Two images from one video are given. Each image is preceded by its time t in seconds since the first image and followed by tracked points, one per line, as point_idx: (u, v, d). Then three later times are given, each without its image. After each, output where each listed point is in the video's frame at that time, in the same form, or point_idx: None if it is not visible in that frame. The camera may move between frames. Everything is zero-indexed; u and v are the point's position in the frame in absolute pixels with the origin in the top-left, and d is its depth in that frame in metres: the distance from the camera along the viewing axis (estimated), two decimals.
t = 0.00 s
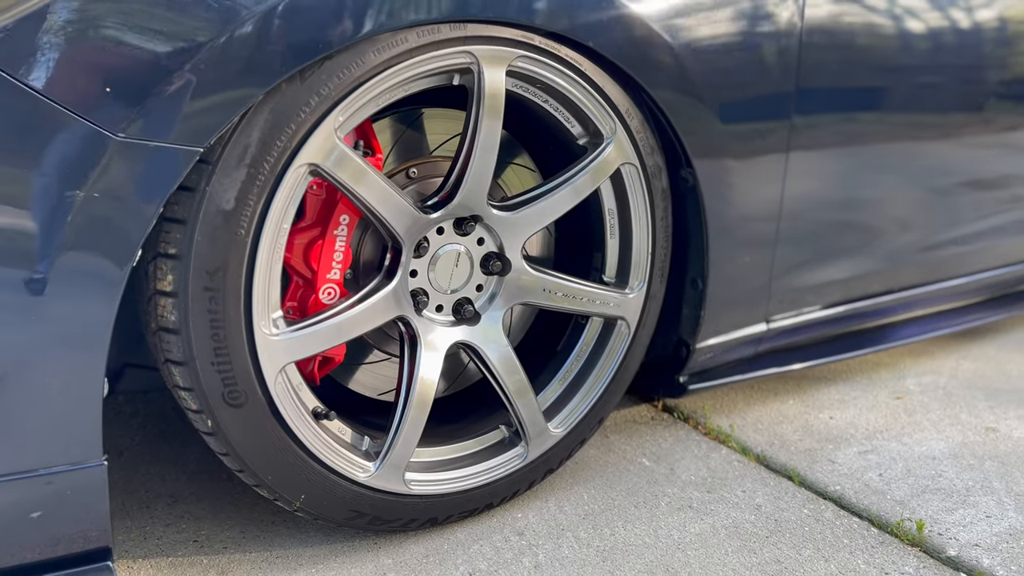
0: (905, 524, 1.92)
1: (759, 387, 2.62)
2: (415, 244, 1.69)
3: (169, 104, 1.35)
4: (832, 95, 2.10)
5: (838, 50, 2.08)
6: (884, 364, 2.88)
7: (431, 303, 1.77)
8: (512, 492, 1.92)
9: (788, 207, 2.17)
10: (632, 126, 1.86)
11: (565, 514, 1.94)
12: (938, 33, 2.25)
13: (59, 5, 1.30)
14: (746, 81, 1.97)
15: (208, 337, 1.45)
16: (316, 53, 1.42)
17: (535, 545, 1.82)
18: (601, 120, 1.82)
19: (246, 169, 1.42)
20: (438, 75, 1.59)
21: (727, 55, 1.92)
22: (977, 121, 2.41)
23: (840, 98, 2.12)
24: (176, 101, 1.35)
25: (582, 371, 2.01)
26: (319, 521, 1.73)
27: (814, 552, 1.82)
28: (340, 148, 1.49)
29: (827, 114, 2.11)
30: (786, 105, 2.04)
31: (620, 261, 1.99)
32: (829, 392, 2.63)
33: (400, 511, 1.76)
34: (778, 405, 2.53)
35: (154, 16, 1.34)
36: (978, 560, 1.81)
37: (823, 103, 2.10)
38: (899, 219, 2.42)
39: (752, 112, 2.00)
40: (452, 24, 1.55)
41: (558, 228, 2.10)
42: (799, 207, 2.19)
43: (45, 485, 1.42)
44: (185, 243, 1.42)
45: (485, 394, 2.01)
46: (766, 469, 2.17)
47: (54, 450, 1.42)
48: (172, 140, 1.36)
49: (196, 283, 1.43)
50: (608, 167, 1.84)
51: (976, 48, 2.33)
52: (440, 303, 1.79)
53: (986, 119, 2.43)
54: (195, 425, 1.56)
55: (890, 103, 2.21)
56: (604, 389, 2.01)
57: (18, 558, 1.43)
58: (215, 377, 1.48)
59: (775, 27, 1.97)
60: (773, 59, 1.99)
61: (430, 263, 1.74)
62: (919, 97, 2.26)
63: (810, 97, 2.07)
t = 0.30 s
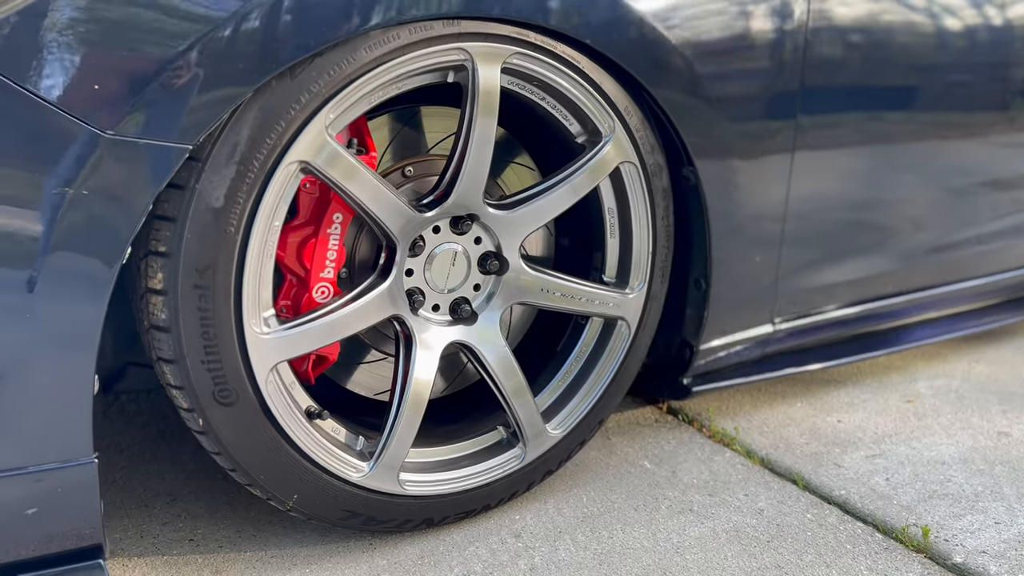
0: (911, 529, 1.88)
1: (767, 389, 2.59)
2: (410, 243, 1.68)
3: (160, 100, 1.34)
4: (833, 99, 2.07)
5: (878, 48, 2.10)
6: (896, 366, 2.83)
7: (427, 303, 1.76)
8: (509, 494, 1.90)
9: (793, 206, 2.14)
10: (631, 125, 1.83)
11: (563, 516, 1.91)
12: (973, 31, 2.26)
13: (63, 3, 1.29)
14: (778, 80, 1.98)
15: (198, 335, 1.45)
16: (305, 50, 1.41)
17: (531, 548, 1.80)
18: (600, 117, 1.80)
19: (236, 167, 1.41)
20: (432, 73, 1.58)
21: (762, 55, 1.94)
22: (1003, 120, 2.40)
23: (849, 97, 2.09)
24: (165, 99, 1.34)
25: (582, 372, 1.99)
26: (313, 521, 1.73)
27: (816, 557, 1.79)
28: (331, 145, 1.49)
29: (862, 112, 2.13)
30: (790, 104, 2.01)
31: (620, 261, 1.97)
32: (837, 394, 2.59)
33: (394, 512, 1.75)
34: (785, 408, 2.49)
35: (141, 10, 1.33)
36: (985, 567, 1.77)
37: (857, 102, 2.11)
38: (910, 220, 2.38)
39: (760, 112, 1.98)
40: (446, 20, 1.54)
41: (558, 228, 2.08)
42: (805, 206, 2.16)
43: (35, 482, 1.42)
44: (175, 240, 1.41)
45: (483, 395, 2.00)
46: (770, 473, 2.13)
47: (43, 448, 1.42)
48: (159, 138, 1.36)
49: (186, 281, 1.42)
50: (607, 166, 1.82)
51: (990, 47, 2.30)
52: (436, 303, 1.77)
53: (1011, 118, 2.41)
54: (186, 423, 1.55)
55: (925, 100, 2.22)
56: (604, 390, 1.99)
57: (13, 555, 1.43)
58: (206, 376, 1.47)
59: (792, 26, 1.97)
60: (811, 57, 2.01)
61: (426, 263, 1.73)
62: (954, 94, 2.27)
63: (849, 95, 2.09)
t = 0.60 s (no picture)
0: (915, 536, 1.84)
1: (774, 393, 2.55)
2: (403, 243, 1.67)
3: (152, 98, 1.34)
4: (856, 96, 2.07)
5: (912, 48, 2.13)
6: (908, 369, 2.78)
7: (422, 303, 1.74)
8: (505, 497, 1.88)
9: (799, 206, 2.11)
10: (629, 124, 1.81)
11: (560, 520, 1.89)
12: (1006, 28, 2.27)
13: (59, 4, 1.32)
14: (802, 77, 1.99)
15: (186, 335, 1.44)
16: (293, 47, 1.40)
17: (526, 552, 1.78)
18: (596, 116, 1.77)
19: (223, 166, 1.40)
20: (423, 71, 1.56)
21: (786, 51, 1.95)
22: None
23: (857, 96, 2.07)
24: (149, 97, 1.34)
25: (580, 373, 1.96)
26: (306, 522, 1.72)
27: (817, 564, 1.75)
28: (320, 144, 1.47)
29: (888, 111, 2.13)
30: (795, 103, 1.99)
31: (619, 262, 1.94)
32: (846, 398, 2.55)
33: (388, 514, 1.73)
34: (792, 411, 2.45)
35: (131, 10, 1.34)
36: None
37: (885, 100, 2.12)
38: (920, 221, 2.34)
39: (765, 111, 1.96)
40: (438, 18, 1.52)
41: (557, 228, 2.06)
42: (811, 206, 2.13)
43: (24, 481, 1.42)
44: (163, 240, 1.41)
45: (481, 397, 1.98)
46: (774, 477, 2.10)
47: (32, 447, 1.42)
48: (145, 136, 1.35)
49: (174, 281, 1.42)
50: (605, 165, 1.80)
51: (1013, 46, 2.29)
52: (431, 303, 1.76)
53: None
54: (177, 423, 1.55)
55: (953, 100, 2.23)
56: (603, 392, 1.96)
57: (6, 553, 1.44)
58: (195, 376, 1.47)
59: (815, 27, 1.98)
60: (842, 57, 2.03)
61: (420, 262, 1.71)
62: (981, 93, 2.27)
63: (883, 95, 2.11)
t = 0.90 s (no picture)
0: (923, 542, 1.81)
1: (784, 395, 2.51)
2: (400, 241, 1.66)
3: (148, 95, 1.34)
4: (886, 93, 2.06)
5: (946, 45, 2.12)
6: (923, 372, 2.73)
7: (420, 302, 1.73)
8: (504, 498, 1.87)
9: (809, 205, 2.08)
10: (630, 121, 1.79)
11: (560, 522, 1.87)
12: None
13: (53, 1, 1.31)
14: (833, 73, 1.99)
15: (178, 333, 1.44)
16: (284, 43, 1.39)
17: (525, 554, 1.76)
18: (596, 113, 1.75)
19: (214, 163, 1.40)
20: (419, 68, 1.55)
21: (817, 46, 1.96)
22: None
23: (870, 93, 2.04)
24: (141, 94, 1.34)
25: (581, 374, 1.94)
26: (302, 522, 1.71)
27: (821, 569, 1.72)
28: (312, 141, 1.47)
29: (918, 109, 2.12)
30: (806, 100, 1.97)
31: (621, 261, 1.92)
32: (858, 401, 2.50)
33: (384, 515, 1.72)
34: (802, 414, 2.41)
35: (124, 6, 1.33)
36: None
37: (914, 99, 2.10)
38: (934, 221, 2.29)
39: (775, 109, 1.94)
40: (432, 14, 1.51)
41: (559, 227, 2.04)
42: (821, 205, 2.09)
43: (17, 478, 1.42)
44: (155, 237, 1.41)
45: (481, 397, 1.97)
46: (780, 481, 2.06)
47: (26, 444, 1.42)
48: (136, 133, 1.35)
49: (165, 279, 1.41)
50: (605, 162, 1.77)
51: None
52: (430, 302, 1.74)
53: None
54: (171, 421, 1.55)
55: (984, 98, 2.20)
56: (604, 393, 1.94)
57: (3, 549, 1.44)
58: (187, 374, 1.47)
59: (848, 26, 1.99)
60: (879, 56, 2.04)
61: (418, 261, 1.70)
62: (1010, 91, 2.24)
63: (915, 92, 2.10)
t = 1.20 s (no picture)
0: (931, 550, 1.77)
1: (794, 398, 2.47)
2: (397, 241, 1.64)
3: (143, 93, 1.34)
4: (923, 90, 2.04)
5: (987, 42, 2.10)
6: (939, 375, 2.67)
7: (418, 303, 1.71)
8: (504, 501, 1.85)
9: (819, 204, 2.04)
10: (631, 119, 1.76)
11: (560, 526, 1.85)
12: None
13: None
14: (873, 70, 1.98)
15: (170, 333, 1.44)
16: (278, 42, 1.39)
17: (523, 558, 1.74)
18: (595, 111, 1.73)
19: (205, 162, 1.39)
20: (413, 66, 1.54)
21: (859, 44, 1.95)
22: None
23: (899, 91, 2.02)
24: (133, 92, 1.33)
25: (583, 376, 1.91)
26: (298, 523, 1.70)
27: None
28: (304, 140, 1.46)
29: (950, 107, 2.09)
30: (819, 98, 1.94)
31: (624, 261, 1.89)
32: (870, 404, 2.45)
33: (380, 517, 1.71)
34: (812, 418, 2.37)
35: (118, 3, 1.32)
36: None
37: (945, 96, 2.08)
38: (952, 222, 2.25)
39: (787, 106, 1.91)
40: (425, 12, 1.49)
41: (561, 227, 2.02)
42: (832, 204, 2.06)
43: (10, 477, 1.42)
44: (146, 237, 1.40)
45: (482, 398, 1.95)
46: (787, 486, 2.02)
47: (18, 443, 1.42)
48: (127, 133, 1.35)
49: (157, 278, 1.41)
50: (605, 161, 1.75)
51: None
52: (428, 303, 1.73)
53: None
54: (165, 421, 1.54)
55: (1016, 96, 2.17)
56: (606, 395, 1.91)
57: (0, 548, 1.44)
58: (179, 374, 1.46)
59: (888, 22, 1.98)
60: (918, 53, 2.02)
61: (416, 261, 1.69)
62: None
63: (950, 89, 2.08)
